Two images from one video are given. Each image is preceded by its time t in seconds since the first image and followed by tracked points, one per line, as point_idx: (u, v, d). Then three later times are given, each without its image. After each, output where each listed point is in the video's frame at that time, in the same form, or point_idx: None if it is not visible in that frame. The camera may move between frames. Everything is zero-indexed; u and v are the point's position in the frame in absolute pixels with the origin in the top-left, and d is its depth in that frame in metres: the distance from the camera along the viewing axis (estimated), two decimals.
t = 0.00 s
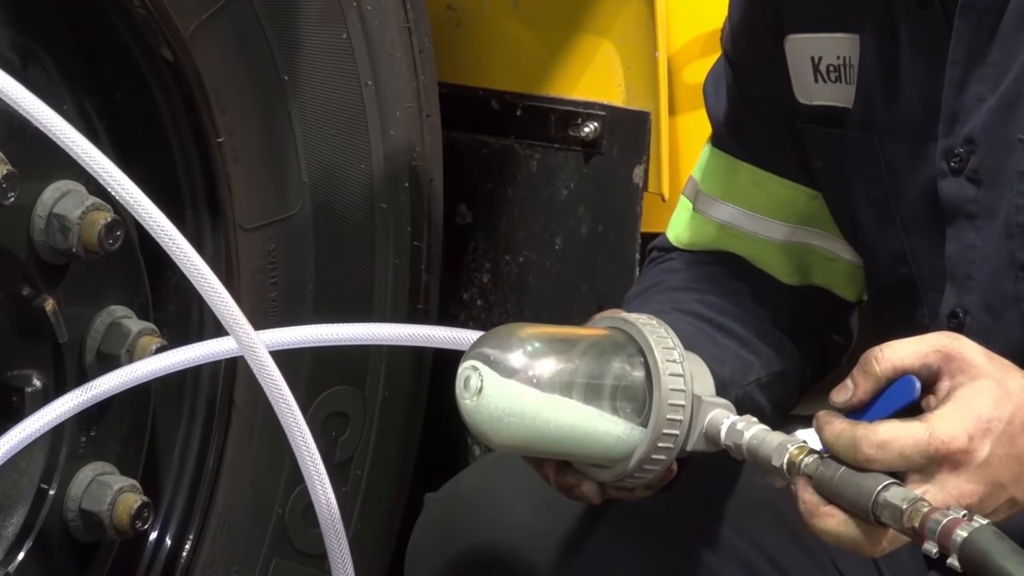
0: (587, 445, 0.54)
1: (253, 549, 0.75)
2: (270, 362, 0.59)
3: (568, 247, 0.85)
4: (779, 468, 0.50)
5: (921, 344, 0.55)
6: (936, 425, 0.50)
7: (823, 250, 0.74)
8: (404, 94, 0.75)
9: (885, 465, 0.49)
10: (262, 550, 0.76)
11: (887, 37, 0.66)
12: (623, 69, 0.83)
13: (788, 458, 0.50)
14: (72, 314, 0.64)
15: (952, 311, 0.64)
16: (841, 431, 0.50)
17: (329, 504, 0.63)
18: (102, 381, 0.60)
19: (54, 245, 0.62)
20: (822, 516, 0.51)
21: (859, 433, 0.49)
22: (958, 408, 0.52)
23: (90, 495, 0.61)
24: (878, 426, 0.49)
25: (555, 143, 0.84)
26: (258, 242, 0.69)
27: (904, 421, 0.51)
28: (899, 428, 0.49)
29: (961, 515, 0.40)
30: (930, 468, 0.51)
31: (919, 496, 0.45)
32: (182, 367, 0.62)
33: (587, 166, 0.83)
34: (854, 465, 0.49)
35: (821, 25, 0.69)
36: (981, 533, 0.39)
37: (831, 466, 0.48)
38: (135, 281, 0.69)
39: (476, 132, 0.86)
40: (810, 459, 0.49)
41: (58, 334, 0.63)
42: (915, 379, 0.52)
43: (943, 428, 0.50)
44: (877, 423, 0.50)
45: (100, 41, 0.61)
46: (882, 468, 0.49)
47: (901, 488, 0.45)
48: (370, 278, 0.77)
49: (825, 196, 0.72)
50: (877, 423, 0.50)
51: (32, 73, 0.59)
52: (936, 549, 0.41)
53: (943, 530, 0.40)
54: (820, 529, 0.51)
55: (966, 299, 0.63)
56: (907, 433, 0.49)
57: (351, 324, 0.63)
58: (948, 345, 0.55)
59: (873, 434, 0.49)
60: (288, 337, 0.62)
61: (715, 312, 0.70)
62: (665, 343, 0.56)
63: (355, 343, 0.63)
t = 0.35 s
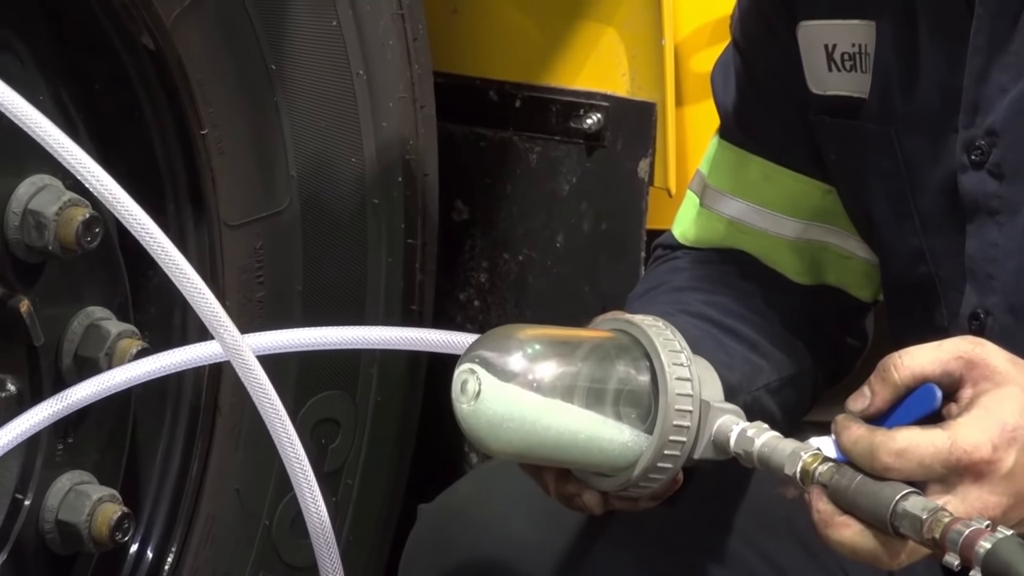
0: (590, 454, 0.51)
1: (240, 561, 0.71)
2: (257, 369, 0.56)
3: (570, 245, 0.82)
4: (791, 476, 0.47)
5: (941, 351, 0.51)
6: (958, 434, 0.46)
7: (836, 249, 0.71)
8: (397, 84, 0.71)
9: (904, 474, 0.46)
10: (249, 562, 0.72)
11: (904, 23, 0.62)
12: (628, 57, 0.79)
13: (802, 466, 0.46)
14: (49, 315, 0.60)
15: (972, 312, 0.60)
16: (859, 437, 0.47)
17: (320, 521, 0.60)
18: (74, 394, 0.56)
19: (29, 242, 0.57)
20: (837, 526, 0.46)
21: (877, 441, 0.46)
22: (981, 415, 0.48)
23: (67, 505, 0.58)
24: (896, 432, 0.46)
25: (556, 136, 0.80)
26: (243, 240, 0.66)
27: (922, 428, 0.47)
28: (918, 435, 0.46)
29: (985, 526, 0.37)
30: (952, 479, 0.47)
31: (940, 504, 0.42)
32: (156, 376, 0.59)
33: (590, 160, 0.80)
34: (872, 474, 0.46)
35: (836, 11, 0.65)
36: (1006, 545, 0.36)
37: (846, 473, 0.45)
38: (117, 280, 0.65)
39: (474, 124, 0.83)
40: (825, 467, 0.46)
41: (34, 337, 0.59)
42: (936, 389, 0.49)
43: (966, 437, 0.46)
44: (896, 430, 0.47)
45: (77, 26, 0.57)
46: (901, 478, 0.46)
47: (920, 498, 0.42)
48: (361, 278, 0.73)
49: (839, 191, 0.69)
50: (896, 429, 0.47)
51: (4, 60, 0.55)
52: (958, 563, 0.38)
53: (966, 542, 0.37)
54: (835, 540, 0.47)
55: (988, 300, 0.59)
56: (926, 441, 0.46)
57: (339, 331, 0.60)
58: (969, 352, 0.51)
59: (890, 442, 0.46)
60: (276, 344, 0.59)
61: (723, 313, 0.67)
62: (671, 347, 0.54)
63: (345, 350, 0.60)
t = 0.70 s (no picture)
0: (593, 441, 0.48)
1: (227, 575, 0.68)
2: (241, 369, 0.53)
3: (573, 243, 0.78)
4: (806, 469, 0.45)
5: (970, 344, 0.48)
6: (986, 428, 0.43)
7: (854, 248, 0.68)
8: (392, 73, 0.67)
9: (926, 467, 0.42)
10: None
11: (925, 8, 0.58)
12: (634, 45, 0.76)
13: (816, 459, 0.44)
14: (24, 318, 0.57)
15: (997, 312, 0.56)
16: (879, 427, 0.44)
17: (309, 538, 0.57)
18: (48, 381, 0.52)
19: (3, 241, 0.54)
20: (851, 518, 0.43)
21: (899, 430, 0.43)
22: (1010, 412, 0.44)
23: (44, 517, 0.55)
24: (921, 422, 0.43)
25: (559, 127, 0.77)
26: (229, 238, 0.63)
27: (947, 420, 0.43)
28: (944, 426, 0.42)
29: (1009, 517, 0.35)
30: (975, 476, 0.43)
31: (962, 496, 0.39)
32: (126, 371, 0.55)
33: (594, 153, 0.76)
34: (893, 466, 0.43)
35: None
36: None
37: (862, 466, 0.42)
38: (97, 279, 0.61)
39: (471, 116, 0.79)
40: (840, 460, 0.43)
41: (10, 341, 0.56)
42: (963, 384, 0.46)
43: (993, 433, 0.43)
44: (921, 420, 0.43)
45: (53, 10, 0.54)
46: (922, 471, 0.42)
47: (942, 489, 0.39)
48: (353, 277, 0.70)
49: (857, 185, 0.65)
50: (921, 419, 0.43)
51: None
52: (980, 555, 0.35)
53: (988, 533, 0.35)
54: (848, 534, 0.44)
55: (1013, 300, 0.55)
56: (952, 434, 0.42)
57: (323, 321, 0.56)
58: (1001, 347, 0.48)
59: (913, 432, 0.42)
60: (257, 336, 0.55)
61: (733, 314, 0.64)
62: (683, 334, 0.51)
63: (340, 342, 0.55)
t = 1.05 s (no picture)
0: (596, 435, 0.46)
1: None
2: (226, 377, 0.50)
3: (575, 241, 0.75)
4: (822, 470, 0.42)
5: (998, 342, 0.44)
6: (1014, 426, 0.39)
7: (871, 245, 0.64)
8: (383, 61, 0.64)
9: (949, 466, 0.39)
10: None
11: None
12: (639, 32, 0.73)
13: (832, 458, 0.42)
14: None
15: None
16: (900, 423, 0.41)
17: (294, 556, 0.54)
18: (16, 381, 0.48)
19: None
20: (869, 521, 0.41)
21: (920, 426, 0.40)
22: None
23: (17, 530, 0.52)
24: (945, 418, 0.40)
25: (561, 119, 0.73)
26: (212, 236, 0.59)
27: (971, 417, 0.40)
28: (968, 423, 0.39)
29: None
30: (1003, 477, 0.40)
31: (988, 497, 0.37)
32: (95, 366, 0.51)
33: (597, 146, 0.73)
34: (914, 465, 0.40)
35: None
36: None
37: (881, 465, 0.40)
38: (72, 278, 0.58)
39: (467, 107, 0.75)
40: (859, 459, 0.41)
41: None
42: (988, 384, 0.42)
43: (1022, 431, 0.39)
44: (946, 416, 0.40)
45: None
46: (945, 470, 0.39)
47: (965, 489, 0.37)
48: (343, 276, 0.66)
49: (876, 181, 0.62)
50: (946, 415, 0.40)
51: None
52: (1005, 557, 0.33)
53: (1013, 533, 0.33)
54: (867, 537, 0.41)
55: None
56: (975, 431, 0.39)
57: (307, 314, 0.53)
58: None
59: (935, 428, 0.40)
60: (239, 332, 0.52)
61: (744, 315, 0.60)
62: (696, 328, 0.48)
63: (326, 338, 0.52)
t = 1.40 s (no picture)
0: (600, 437, 0.43)
1: None
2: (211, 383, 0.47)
3: (578, 239, 0.72)
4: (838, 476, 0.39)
5: None
6: None
7: (891, 244, 0.61)
8: (375, 50, 0.60)
9: (974, 473, 0.36)
10: None
11: None
12: (646, 19, 0.70)
13: (849, 463, 0.39)
14: None
15: None
16: (922, 427, 0.39)
17: None
18: None
19: None
20: (888, 529, 0.38)
21: (944, 430, 0.37)
22: None
23: None
24: (970, 422, 0.37)
25: (563, 111, 0.70)
26: (196, 234, 0.56)
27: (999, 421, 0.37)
28: (996, 427, 0.36)
29: None
30: None
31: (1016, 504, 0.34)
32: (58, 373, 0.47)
33: (601, 140, 0.70)
34: (937, 471, 0.37)
35: None
36: None
37: (900, 470, 0.37)
38: (47, 280, 0.54)
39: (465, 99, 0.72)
40: (877, 465, 0.38)
41: None
42: (1017, 390, 0.38)
43: None
44: (972, 420, 0.38)
45: None
46: (969, 477, 0.36)
47: (991, 496, 0.34)
48: (334, 275, 0.63)
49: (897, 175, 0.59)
50: (972, 419, 0.38)
51: None
52: None
53: None
54: (886, 546, 0.38)
55: None
56: (1003, 434, 0.36)
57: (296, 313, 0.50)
58: None
59: (960, 432, 0.37)
60: (222, 332, 0.49)
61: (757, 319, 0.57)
62: (710, 326, 0.45)
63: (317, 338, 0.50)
